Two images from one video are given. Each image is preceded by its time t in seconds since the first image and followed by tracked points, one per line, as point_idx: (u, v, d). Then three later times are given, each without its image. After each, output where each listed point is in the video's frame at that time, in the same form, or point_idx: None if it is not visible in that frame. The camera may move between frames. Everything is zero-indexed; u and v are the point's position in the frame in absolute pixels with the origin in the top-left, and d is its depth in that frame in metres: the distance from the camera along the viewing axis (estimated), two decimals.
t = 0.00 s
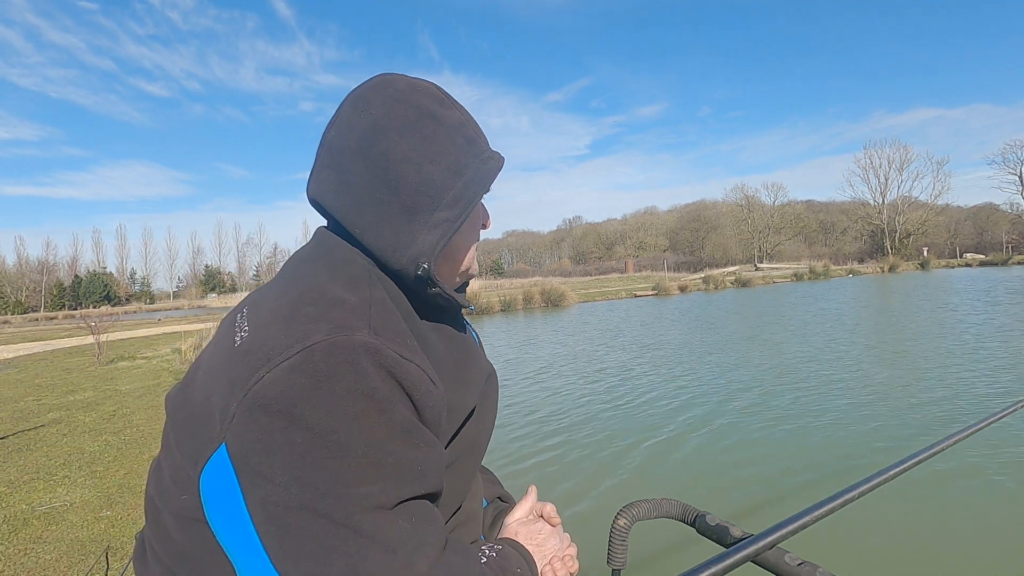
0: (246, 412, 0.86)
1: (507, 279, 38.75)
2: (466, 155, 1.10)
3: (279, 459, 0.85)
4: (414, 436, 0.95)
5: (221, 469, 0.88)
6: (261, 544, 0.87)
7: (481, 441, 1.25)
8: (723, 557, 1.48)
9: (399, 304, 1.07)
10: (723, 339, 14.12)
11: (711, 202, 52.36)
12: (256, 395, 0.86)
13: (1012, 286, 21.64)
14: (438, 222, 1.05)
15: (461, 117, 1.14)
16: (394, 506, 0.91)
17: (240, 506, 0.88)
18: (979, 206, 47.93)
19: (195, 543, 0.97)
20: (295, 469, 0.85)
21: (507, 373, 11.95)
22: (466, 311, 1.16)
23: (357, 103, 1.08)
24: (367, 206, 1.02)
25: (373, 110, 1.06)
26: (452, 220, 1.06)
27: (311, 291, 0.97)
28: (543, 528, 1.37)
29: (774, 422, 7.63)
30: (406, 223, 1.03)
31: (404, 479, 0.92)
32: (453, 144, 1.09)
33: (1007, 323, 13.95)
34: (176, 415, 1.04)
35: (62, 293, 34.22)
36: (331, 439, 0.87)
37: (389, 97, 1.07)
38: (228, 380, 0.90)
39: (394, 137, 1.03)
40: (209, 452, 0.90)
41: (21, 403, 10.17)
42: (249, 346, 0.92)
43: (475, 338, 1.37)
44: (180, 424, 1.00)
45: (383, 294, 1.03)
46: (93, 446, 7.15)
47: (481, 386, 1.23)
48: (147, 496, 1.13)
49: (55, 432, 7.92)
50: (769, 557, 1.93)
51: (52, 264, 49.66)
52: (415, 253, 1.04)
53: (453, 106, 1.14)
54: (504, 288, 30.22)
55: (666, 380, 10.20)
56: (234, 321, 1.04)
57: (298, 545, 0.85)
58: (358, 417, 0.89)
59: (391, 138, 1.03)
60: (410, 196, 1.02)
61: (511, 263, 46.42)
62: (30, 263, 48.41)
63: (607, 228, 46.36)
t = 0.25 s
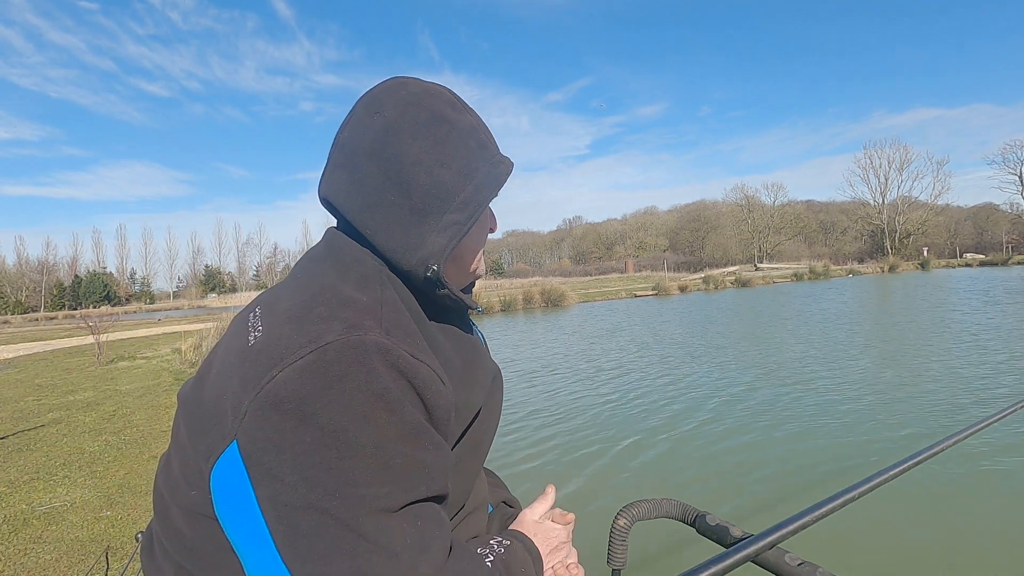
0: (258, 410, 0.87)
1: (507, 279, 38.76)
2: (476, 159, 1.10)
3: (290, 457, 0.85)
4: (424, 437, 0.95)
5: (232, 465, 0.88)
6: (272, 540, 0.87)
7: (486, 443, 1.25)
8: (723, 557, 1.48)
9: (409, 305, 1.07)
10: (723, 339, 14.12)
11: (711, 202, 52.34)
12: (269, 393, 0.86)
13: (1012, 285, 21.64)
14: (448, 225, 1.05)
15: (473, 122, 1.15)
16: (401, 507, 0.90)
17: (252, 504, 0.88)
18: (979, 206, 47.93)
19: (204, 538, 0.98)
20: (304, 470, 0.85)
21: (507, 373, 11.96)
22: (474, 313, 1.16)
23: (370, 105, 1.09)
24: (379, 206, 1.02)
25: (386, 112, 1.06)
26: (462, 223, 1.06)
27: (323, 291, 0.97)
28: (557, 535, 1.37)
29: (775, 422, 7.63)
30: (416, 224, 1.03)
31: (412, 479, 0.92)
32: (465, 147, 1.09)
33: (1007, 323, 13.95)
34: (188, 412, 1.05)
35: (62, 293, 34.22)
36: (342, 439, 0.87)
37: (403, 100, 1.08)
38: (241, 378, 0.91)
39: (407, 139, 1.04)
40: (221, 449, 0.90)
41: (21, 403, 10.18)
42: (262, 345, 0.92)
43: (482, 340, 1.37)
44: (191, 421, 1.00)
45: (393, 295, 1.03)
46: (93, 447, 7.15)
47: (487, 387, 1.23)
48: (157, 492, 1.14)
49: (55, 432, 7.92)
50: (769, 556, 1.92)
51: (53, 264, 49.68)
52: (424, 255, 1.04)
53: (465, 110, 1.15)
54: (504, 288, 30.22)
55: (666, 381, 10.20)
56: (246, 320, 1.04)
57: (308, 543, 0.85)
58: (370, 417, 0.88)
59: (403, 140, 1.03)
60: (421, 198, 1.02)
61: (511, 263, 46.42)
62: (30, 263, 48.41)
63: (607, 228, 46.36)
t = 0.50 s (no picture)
0: (255, 411, 0.86)
1: (507, 279, 38.75)
2: (481, 161, 1.09)
3: (288, 460, 0.85)
4: (423, 440, 0.94)
5: (230, 468, 0.88)
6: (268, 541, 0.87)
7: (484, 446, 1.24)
8: (723, 556, 1.48)
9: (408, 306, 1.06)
10: (723, 339, 14.12)
11: (711, 202, 52.35)
12: (267, 396, 0.86)
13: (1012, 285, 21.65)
14: (450, 227, 1.04)
15: (479, 123, 1.14)
16: (397, 512, 0.89)
17: (249, 506, 0.87)
18: (979, 206, 47.95)
19: (204, 540, 0.97)
20: (303, 471, 0.85)
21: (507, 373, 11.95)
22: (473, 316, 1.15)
23: (376, 104, 1.08)
24: (380, 207, 1.01)
25: (392, 112, 1.06)
26: (464, 226, 1.05)
27: (322, 293, 0.96)
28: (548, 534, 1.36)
29: (775, 422, 7.62)
30: (418, 226, 1.02)
31: (410, 482, 0.91)
32: (470, 149, 1.08)
33: (1006, 323, 13.95)
34: (188, 413, 1.04)
35: (62, 293, 34.25)
36: (339, 442, 0.86)
37: (409, 100, 1.07)
38: (239, 381, 0.90)
39: (411, 140, 1.03)
40: (219, 451, 0.89)
41: (21, 403, 10.18)
42: (261, 347, 0.91)
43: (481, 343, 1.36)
44: (191, 423, 1.00)
45: (395, 300, 1.02)
46: (93, 447, 7.15)
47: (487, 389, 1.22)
48: (156, 492, 1.13)
49: (55, 432, 7.91)
50: (769, 556, 1.92)
51: (52, 264, 49.72)
52: (424, 257, 1.03)
53: (470, 112, 1.14)
54: (504, 288, 30.22)
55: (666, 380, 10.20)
56: (247, 322, 1.04)
57: (305, 547, 0.85)
58: (367, 419, 0.88)
59: (407, 140, 1.03)
60: (423, 200, 1.02)
61: (510, 263, 46.41)
62: (30, 263, 48.43)
63: (607, 228, 46.36)
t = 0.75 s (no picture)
0: (241, 424, 0.86)
1: (507, 279, 38.76)
2: (485, 169, 1.10)
3: (273, 475, 0.86)
4: (412, 451, 0.95)
5: (218, 480, 0.89)
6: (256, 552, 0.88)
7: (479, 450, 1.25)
8: (723, 556, 1.48)
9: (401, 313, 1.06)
10: (723, 339, 14.12)
11: (711, 202, 52.36)
12: (253, 408, 0.86)
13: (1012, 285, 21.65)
14: (449, 234, 1.05)
15: (487, 128, 1.14)
16: (384, 529, 0.90)
17: (235, 516, 0.88)
18: (979, 207, 47.96)
19: (195, 547, 0.98)
20: (288, 485, 0.85)
21: (507, 373, 11.95)
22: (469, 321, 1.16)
23: (384, 101, 1.09)
24: (379, 210, 1.02)
25: (399, 111, 1.06)
26: (463, 235, 1.06)
27: (311, 300, 0.96)
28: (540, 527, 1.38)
29: (775, 422, 7.63)
30: (416, 232, 1.04)
31: (399, 495, 0.92)
32: (476, 155, 1.09)
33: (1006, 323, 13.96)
34: (180, 417, 1.05)
35: (62, 293, 34.27)
36: (326, 454, 0.87)
37: (417, 100, 1.08)
38: (225, 391, 0.90)
39: (417, 143, 1.04)
40: (207, 462, 0.90)
41: (21, 403, 10.19)
42: (248, 356, 0.91)
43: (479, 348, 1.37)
44: (181, 429, 1.01)
45: (388, 308, 1.02)
46: (93, 447, 7.15)
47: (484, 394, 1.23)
48: (150, 495, 1.15)
49: (55, 432, 7.92)
50: (769, 556, 1.93)
51: (52, 265, 49.73)
52: (421, 264, 1.04)
53: (479, 116, 1.14)
54: (504, 288, 30.24)
55: (666, 380, 10.21)
56: (237, 327, 1.04)
57: (291, 559, 0.86)
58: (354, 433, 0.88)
59: (412, 142, 1.04)
60: (423, 205, 1.03)
61: (511, 263, 46.43)
62: (30, 263, 48.46)
63: (607, 228, 46.37)
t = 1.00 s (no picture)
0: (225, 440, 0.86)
1: (507, 279, 38.76)
2: (486, 171, 1.10)
3: (254, 494, 0.85)
4: (399, 469, 0.94)
5: (204, 495, 0.89)
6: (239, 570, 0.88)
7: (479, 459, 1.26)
8: (723, 556, 1.49)
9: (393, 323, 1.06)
10: (723, 339, 14.12)
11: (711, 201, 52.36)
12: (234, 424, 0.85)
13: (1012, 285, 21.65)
14: (448, 236, 1.05)
15: (488, 127, 1.14)
16: (365, 557, 0.89)
17: (219, 531, 0.88)
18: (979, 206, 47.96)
19: (186, 561, 0.98)
20: (269, 505, 0.85)
21: (507, 373, 11.95)
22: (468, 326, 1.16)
23: (382, 97, 1.09)
24: (375, 211, 1.02)
25: (397, 108, 1.06)
26: (462, 237, 1.06)
27: (298, 312, 0.96)
28: (543, 534, 1.39)
29: (775, 422, 7.63)
30: (413, 237, 1.04)
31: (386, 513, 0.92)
32: (477, 155, 1.09)
33: (1007, 323, 13.96)
34: (170, 427, 1.05)
35: (62, 293, 34.27)
36: (310, 473, 0.86)
37: (416, 97, 1.08)
38: (210, 405, 0.89)
39: (415, 141, 1.04)
40: (193, 478, 0.90)
41: (21, 403, 10.19)
42: (234, 370, 0.91)
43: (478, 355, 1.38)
44: (171, 440, 1.01)
45: (379, 321, 1.02)
46: (93, 446, 7.15)
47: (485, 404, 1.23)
48: (144, 503, 1.15)
49: (55, 432, 7.92)
50: (769, 557, 1.93)
51: (52, 265, 49.74)
52: (418, 268, 1.05)
53: (482, 113, 1.15)
54: (504, 288, 30.25)
55: (666, 380, 10.22)
56: (227, 336, 1.03)
57: None
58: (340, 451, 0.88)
59: (410, 140, 1.04)
60: (421, 206, 1.03)
61: (511, 263, 46.44)
62: (30, 263, 48.47)
63: (607, 228, 46.37)
